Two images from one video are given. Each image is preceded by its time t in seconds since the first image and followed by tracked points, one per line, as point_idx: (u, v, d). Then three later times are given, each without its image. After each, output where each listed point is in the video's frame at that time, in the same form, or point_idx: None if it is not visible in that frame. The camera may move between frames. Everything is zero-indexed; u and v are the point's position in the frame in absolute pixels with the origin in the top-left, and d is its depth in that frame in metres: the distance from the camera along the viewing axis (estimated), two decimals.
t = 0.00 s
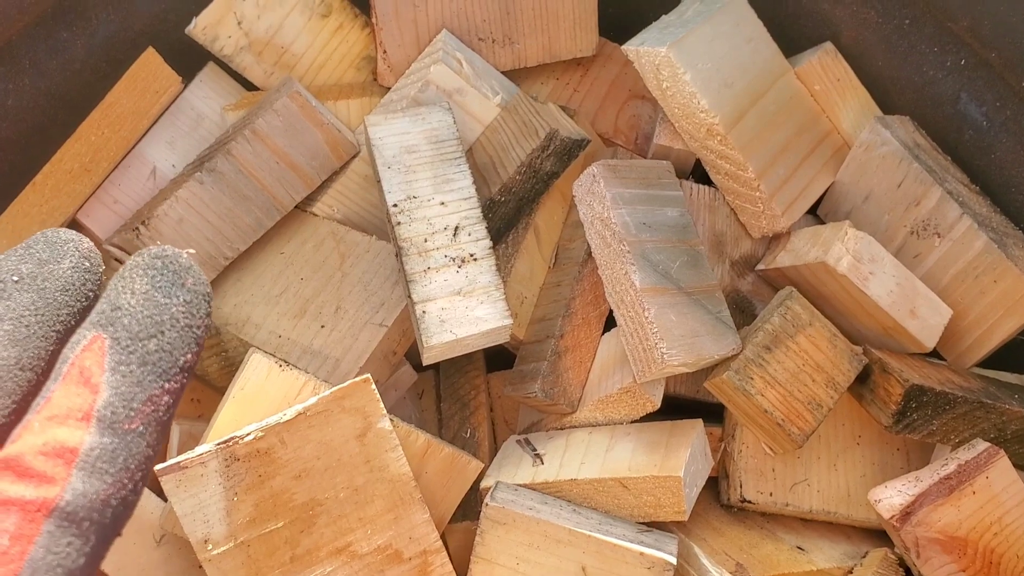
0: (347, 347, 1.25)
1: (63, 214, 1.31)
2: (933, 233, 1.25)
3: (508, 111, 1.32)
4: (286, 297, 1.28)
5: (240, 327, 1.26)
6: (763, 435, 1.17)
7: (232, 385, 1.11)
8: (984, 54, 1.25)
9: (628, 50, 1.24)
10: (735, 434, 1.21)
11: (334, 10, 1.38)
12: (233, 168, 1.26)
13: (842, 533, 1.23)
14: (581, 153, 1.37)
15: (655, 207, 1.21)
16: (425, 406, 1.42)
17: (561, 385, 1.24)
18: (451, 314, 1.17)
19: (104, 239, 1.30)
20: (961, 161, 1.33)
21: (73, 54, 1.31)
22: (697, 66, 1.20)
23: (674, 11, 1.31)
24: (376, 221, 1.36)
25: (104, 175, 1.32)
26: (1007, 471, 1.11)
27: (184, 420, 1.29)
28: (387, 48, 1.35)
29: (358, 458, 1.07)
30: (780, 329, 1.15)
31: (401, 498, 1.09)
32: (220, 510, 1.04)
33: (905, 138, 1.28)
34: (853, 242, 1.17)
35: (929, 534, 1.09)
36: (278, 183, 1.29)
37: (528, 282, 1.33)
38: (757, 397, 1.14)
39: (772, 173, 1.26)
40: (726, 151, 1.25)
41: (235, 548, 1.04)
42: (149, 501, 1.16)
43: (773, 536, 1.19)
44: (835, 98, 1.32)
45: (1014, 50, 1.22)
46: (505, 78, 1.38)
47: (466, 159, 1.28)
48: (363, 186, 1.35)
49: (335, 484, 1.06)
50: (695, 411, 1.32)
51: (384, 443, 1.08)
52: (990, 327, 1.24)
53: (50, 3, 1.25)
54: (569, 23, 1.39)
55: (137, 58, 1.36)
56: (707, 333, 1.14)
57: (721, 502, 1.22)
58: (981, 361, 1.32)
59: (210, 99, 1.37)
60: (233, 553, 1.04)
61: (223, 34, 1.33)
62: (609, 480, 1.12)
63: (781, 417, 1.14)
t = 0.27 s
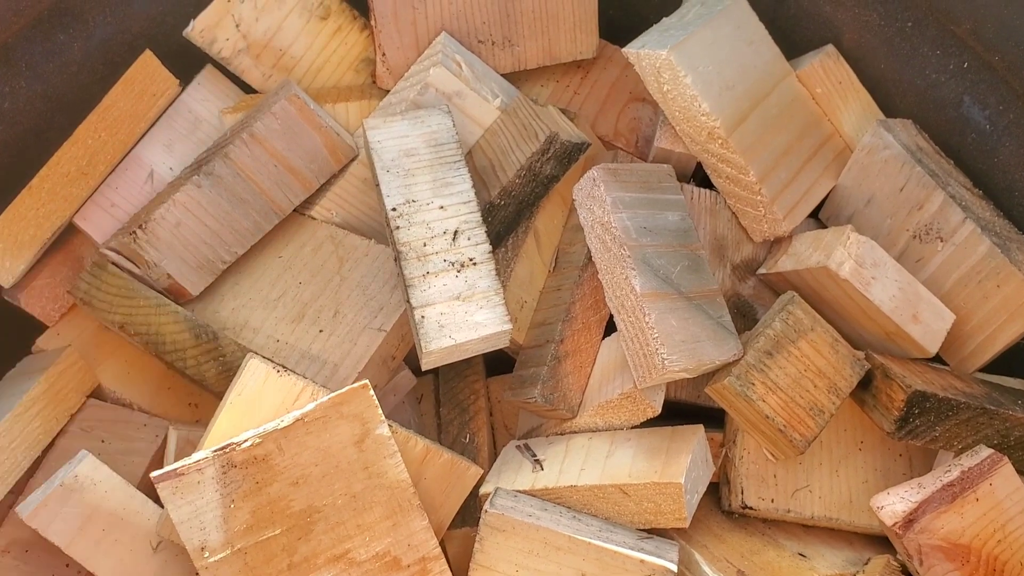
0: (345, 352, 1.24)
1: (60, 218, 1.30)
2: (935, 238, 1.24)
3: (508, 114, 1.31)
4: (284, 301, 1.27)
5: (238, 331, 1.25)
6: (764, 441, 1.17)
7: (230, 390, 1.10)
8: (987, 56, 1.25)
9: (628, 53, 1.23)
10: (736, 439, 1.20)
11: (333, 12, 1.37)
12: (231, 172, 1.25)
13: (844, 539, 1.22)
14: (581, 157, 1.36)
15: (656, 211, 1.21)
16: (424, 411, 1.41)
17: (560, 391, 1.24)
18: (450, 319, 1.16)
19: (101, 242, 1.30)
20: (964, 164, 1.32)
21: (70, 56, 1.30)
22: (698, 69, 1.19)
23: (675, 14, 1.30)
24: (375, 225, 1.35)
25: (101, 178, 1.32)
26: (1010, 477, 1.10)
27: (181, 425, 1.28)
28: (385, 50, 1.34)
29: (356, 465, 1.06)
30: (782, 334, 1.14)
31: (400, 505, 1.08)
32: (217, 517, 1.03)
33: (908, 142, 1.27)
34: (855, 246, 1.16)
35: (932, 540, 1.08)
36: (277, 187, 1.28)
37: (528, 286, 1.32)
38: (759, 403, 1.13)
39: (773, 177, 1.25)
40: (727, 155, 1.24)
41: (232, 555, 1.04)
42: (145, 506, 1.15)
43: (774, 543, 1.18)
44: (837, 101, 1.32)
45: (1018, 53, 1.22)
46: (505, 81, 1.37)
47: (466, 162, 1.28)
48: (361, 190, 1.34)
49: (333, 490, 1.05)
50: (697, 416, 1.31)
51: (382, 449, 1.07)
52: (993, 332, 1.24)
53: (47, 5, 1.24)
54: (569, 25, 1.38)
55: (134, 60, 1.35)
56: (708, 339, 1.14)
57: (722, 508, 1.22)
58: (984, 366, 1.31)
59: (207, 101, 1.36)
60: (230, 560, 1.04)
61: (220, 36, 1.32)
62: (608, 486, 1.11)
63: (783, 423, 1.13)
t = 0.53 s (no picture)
0: (349, 363, 1.25)
1: (65, 230, 1.31)
2: (935, 250, 1.25)
3: (510, 126, 1.32)
4: (288, 313, 1.28)
5: (242, 342, 1.26)
6: (765, 453, 1.17)
7: (235, 403, 1.11)
8: (985, 70, 1.27)
9: (629, 66, 1.24)
10: (737, 450, 1.21)
11: (336, 25, 1.38)
12: (236, 185, 1.26)
13: (844, 549, 1.23)
14: (583, 168, 1.37)
15: (657, 224, 1.22)
16: (427, 421, 1.42)
17: (562, 402, 1.25)
18: (453, 331, 1.17)
19: (107, 254, 1.31)
20: (962, 177, 1.33)
21: (76, 70, 1.31)
22: (699, 82, 1.20)
23: (676, 28, 1.32)
24: (377, 237, 1.37)
25: (106, 191, 1.33)
26: (1009, 489, 1.11)
27: (186, 435, 1.29)
28: (388, 63, 1.35)
29: (360, 477, 1.07)
30: (782, 347, 1.15)
31: (403, 517, 1.09)
32: (222, 529, 1.04)
33: (907, 154, 1.28)
34: (855, 259, 1.17)
35: (931, 552, 1.09)
36: (281, 199, 1.29)
37: (530, 298, 1.33)
38: (759, 415, 1.14)
39: (774, 189, 1.26)
40: (728, 168, 1.25)
41: (237, 566, 1.05)
42: (150, 517, 1.16)
43: (775, 553, 1.19)
44: (837, 113, 1.33)
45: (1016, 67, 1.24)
46: (507, 93, 1.38)
47: (468, 174, 1.29)
48: (365, 201, 1.35)
49: (337, 503, 1.06)
50: (698, 426, 1.32)
51: (386, 461, 1.08)
52: (992, 344, 1.24)
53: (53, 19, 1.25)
54: (571, 38, 1.39)
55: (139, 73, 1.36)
56: (709, 351, 1.14)
57: (723, 518, 1.23)
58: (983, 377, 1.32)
59: (212, 114, 1.37)
60: (235, 571, 1.04)
61: (225, 49, 1.33)
62: (610, 498, 1.12)
63: (783, 434, 1.14)
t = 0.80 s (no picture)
0: (349, 353, 1.26)
1: (67, 220, 1.32)
2: (932, 240, 1.26)
3: (510, 118, 1.33)
4: (289, 303, 1.29)
5: (243, 332, 1.27)
6: (762, 441, 1.18)
7: (236, 391, 1.12)
8: (982, 61, 1.26)
9: (629, 57, 1.25)
10: (735, 439, 1.22)
11: (337, 17, 1.39)
12: (237, 175, 1.26)
13: (842, 537, 1.24)
14: (582, 160, 1.38)
15: (656, 214, 1.22)
16: (427, 411, 1.43)
17: (561, 391, 1.25)
18: (452, 320, 1.18)
19: (108, 244, 1.32)
20: (960, 168, 1.34)
21: (78, 61, 1.32)
22: (698, 73, 1.21)
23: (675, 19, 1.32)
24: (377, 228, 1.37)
25: (108, 182, 1.33)
26: (1006, 476, 1.11)
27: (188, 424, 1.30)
28: (389, 54, 1.36)
29: (359, 464, 1.08)
30: (780, 335, 1.16)
31: (403, 504, 1.09)
32: (223, 515, 1.05)
33: (905, 145, 1.29)
34: (852, 249, 1.18)
35: (928, 539, 1.10)
36: (282, 190, 1.29)
37: (530, 288, 1.34)
38: (757, 403, 1.14)
39: (772, 180, 1.27)
40: (726, 158, 1.25)
41: (239, 552, 1.04)
42: (151, 505, 1.17)
43: (773, 541, 1.20)
44: (835, 104, 1.33)
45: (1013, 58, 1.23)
46: (507, 85, 1.39)
47: (468, 165, 1.29)
48: (365, 192, 1.36)
49: (337, 489, 1.07)
50: (696, 416, 1.32)
51: (386, 448, 1.09)
52: (989, 333, 1.25)
53: (55, 10, 1.26)
54: (570, 30, 1.40)
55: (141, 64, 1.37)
56: (707, 340, 1.15)
57: (721, 507, 1.23)
58: (980, 367, 1.33)
59: (214, 105, 1.38)
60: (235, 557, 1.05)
61: (226, 41, 1.33)
62: (609, 485, 1.13)
63: (780, 422, 1.15)
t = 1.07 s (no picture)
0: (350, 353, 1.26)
1: (69, 221, 1.32)
2: (931, 241, 1.26)
3: (510, 119, 1.33)
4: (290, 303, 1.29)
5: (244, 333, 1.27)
6: (762, 441, 1.18)
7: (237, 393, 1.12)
8: (980, 62, 1.26)
9: (628, 59, 1.26)
10: (735, 439, 1.22)
11: (337, 19, 1.39)
12: (238, 176, 1.27)
13: (841, 538, 1.24)
14: (582, 161, 1.39)
15: (656, 215, 1.23)
16: (428, 411, 1.43)
17: (561, 391, 1.25)
18: (453, 321, 1.18)
19: (109, 245, 1.32)
20: (959, 169, 1.35)
21: (80, 63, 1.33)
22: (697, 75, 1.21)
23: (675, 21, 1.33)
24: (378, 229, 1.38)
25: (109, 183, 1.34)
26: (1004, 477, 1.12)
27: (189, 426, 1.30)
28: (389, 56, 1.36)
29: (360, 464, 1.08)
30: (779, 336, 1.16)
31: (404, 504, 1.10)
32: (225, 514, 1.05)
33: (904, 146, 1.29)
34: (851, 250, 1.18)
35: (927, 539, 1.10)
36: (283, 191, 1.30)
37: (530, 289, 1.34)
38: (756, 404, 1.15)
39: (771, 181, 1.27)
40: (726, 160, 1.26)
41: (239, 552, 1.05)
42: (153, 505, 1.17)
43: (772, 541, 1.20)
44: (835, 106, 1.34)
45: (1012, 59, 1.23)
46: (507, 86, 1.39)
47: (468, 166, 1.30)
48: (366, 193, 1.36)
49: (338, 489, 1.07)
50: (696, 417, 1.33)
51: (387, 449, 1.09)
52: (988, 334, 1.25)
53: (57, 12, 1.26)
54: (571, 31, 1.40)
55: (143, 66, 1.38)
56: (707, 340, 1.16)
57: (721, 507, 1.24)
58: (979, 368, 1.33)
59: (216, 107, 1.39)
60: (236, 557, 1.06)
61: (227, 42, 1.34)
62: (609, 485, 1.13)
63: (780, 423, 1.15)
